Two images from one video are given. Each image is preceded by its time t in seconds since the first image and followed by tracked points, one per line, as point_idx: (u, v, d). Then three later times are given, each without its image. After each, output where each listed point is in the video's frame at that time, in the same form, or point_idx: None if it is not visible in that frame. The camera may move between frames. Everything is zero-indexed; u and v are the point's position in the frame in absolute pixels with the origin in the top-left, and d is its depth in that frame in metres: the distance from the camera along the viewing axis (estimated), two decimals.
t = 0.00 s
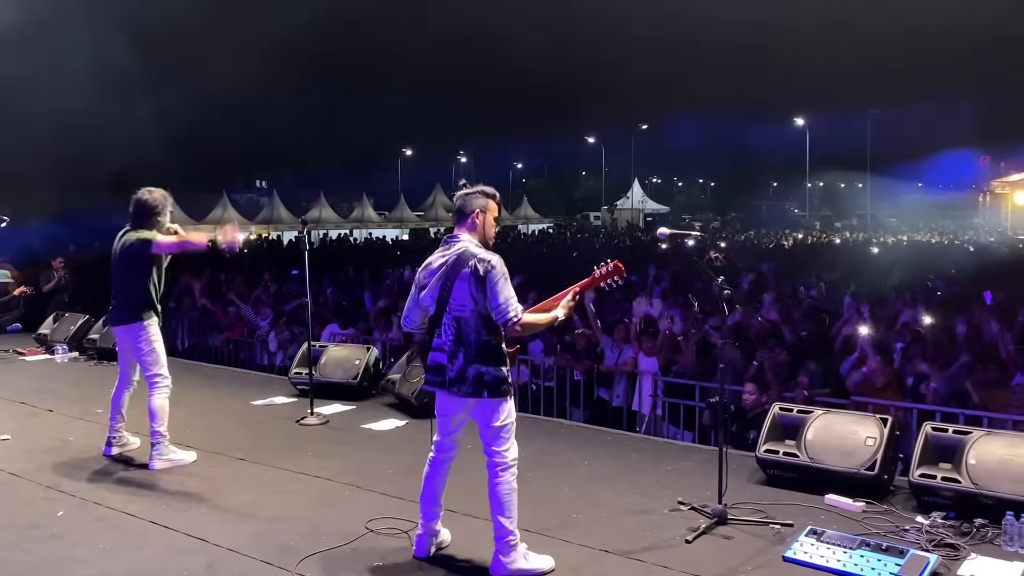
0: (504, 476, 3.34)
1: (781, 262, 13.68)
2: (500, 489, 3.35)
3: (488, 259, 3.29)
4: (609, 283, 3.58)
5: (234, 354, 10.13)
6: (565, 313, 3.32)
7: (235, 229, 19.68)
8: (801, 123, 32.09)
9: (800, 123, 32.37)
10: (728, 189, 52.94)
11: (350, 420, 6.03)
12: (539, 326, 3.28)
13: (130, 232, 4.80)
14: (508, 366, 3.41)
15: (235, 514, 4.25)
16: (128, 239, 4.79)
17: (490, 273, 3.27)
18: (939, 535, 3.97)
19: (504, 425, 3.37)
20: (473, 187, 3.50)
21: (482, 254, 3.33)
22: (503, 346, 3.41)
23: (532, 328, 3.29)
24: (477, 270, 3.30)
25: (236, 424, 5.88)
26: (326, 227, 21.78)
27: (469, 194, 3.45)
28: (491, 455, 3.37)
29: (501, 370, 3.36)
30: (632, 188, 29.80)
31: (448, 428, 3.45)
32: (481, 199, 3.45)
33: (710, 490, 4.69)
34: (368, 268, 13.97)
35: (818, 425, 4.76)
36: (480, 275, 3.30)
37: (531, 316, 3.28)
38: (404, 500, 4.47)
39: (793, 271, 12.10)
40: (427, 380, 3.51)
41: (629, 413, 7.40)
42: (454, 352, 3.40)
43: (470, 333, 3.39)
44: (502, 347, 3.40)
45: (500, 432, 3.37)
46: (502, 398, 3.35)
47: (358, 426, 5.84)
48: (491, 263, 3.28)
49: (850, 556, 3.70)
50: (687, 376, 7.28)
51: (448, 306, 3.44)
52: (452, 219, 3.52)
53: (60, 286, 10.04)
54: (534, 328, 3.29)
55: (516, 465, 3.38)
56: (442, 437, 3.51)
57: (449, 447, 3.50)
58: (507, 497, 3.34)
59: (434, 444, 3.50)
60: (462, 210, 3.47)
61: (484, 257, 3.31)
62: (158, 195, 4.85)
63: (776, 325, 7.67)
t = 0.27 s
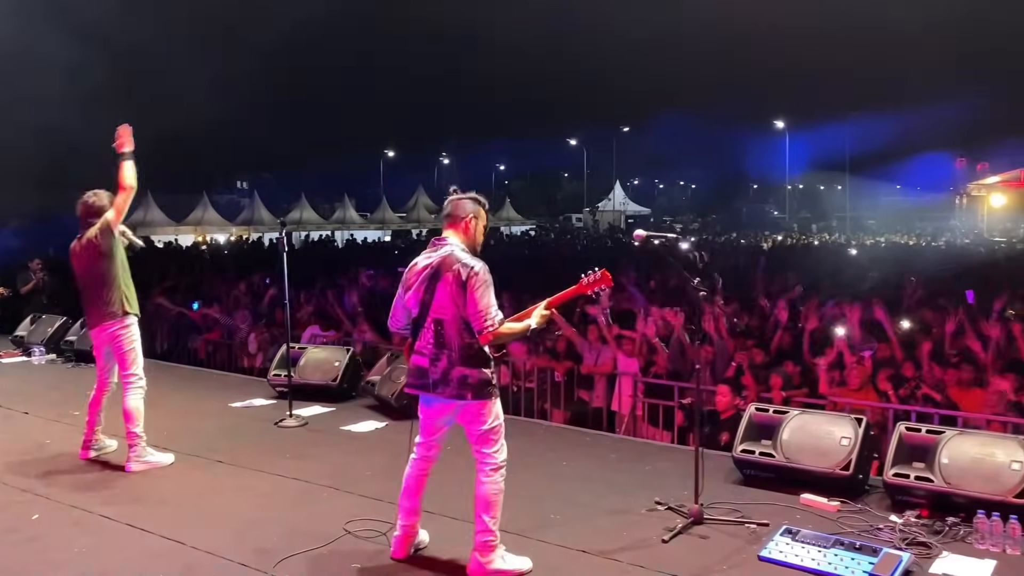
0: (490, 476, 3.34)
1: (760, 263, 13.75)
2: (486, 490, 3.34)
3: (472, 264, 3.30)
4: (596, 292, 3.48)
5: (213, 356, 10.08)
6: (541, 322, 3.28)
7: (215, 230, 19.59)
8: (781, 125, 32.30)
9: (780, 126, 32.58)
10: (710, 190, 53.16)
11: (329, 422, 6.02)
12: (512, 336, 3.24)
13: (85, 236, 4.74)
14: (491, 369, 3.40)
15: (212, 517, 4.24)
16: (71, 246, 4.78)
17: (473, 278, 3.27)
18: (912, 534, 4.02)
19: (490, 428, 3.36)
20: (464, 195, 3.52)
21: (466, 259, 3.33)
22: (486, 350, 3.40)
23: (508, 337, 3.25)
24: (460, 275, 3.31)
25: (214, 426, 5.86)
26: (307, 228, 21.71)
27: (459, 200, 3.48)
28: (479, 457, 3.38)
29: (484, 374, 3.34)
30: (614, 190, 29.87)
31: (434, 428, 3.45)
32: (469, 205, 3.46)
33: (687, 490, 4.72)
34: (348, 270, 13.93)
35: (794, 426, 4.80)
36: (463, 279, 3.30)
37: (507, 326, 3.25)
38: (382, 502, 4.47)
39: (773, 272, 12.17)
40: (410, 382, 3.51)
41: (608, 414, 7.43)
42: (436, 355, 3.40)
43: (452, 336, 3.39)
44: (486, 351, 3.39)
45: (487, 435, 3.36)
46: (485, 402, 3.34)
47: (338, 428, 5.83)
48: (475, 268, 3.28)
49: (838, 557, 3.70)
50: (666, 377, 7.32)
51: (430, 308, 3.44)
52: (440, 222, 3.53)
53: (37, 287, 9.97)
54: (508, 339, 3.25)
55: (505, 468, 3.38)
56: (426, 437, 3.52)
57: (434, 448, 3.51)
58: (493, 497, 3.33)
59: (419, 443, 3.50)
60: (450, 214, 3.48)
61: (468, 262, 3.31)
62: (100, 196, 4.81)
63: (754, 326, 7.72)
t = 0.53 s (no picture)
0: (460, 477, 3.34)
1: (736, 264, 13.84)
2: (457, 489, 3.34)
3: (451, 267, 3.30)
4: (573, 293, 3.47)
5: (188, 357, 10.03)
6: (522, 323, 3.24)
7: (191, 231, 19.46)
8: (758, 127, 32.53)
9: (757, 127, 32.80)
10: (687, 191, 53.42)
11: (304, 424, 6.01)
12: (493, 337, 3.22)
13: (47, 239, 4.66)
14: (466, 370, 3.42)
15: (186, 519, 4.22)
16: (31, 250, 4.67)
17: (452, 281, 3.28)
18: (882, 531, 4.06)
19: (462, 428, 3.37)
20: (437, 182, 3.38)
21: (445, 260, 3.33)
22: (462, 351, 3.42)
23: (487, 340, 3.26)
24: (439, 277, 3.31)
25: (189, 428, 5.83)
26: (284, 229, 21.61)
27: (435, 190, 3.36)
28: (450, 456, 3.38)
29: (459, 375, 3.36)
30: (593, 190, 29.92)
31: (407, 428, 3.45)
32: (443, 199, 3.37)
33: (661, 489, 4.76)
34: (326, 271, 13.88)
35: (767, 425, 4.84)
36: (442, 281, 3.30)
37: (486, 327, 3.24)
38: (357, 504, 4.47)
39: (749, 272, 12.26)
40: (384, 381, 3.51)
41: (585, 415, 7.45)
42: (412, 355, 3.41)
43: (428, 337, 3.40)
44: (461, 352, 3.41)
45: (459, 435, 3.37)
46: (459, 403, 3.36)
47: (313, 429, 5.82)
48: (454, 271, 3.29)
49: (811, 555, 3.74)
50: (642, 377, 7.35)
51: (408, 308, 3.43)
52: (413, 215, 3.44)
53: (9, 288, 9.86)
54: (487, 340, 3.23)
55: (476, 467, 3.38)
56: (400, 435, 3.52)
57: (408, 446, 3.51)
58: (463, 497, 3.33)
59: (392, 444, 3.51)
60: (425, 209, 3.39)
61: (447, 264, 3.31)
62: (57, 200, 4.76)
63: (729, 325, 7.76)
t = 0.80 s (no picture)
0: (422, 476, 3.34)
1: (704, 265, 13.93)
2: (419, 490, 3.35)
3: (418, 268, 3.30)
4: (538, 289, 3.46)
5: (154, 359, 9.92)
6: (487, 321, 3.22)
7: (157, 231, 19.23)
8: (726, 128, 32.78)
9: (725, 128, 33.05)
10: (657, 192, 53.71)
11: (271, 426, 5.97)
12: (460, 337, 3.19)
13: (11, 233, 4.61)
14: (430, 369, 3.43)
15: (150, 522, 4.17)
16: None
17: (419, 282, 3.28)
18: (845, 528, 4.12)
19: (425, 427, 3.37)
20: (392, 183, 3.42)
21: (412, 262, 3.33)
22: (426, 350, 3.42)
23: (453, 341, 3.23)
24: (405, 278, 3.30)
25: (154, 431, 5.76)
26: (253, 229, 21.43)
27: (393, 191, 3.38)
28: (412, 457, 3.38)
29: (423, 375, 3.37)
30: (563, 190, 29.97)
31: (369, 430, 3.45)
32: (401, 201, 3.40)
33: (628, 488, 4.78)
34: (294, 272, 13.79)
35: (733, 423, 4.88)
36: (409, 283, 3.30)
37: (453, 327, 3.21)
38: (324, 506, 4.44)
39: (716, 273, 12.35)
40: (348, 382, 3.49)
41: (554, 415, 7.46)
42: (376, 356, 3.39)
43: (393, 338, 3.39)
44: (426, 352, 3.41)
45: (420, 435, 3.37)
46: (423, 403, 3.37)
47: (280, 431, 5.78)
48: (421, 272, 3.29)
49: (775, 552, 3.77)
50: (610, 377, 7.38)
51: (372, 309, 3.42)
52: (370, 218, 3.44)
53: None
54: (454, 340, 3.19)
55: (438, 467, 3.38)
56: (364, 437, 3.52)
57: (371, 447, 3.51)
58: (426, 497, 3.33)
59: (354, 446, 3.50)
60: (381, 211, 3.40)
61: (414, 265, 3.31)
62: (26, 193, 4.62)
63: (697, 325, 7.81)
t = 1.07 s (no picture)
0: (390, 476, 3.34)
1: (670, 265, 14.03)
2: (385, 489, 3.34)
3: (378, 267, 3.28)
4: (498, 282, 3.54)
5: (116, 361, 9.80)
6: (448, 317, 3.32)
7: (119, 231, 18.97)
8: (692, 129, 32.98)
9: (691, 129, 33.27)
10: (624, 192, 53.95)
11: (234, 427, 5.92)
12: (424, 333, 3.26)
13: None
14: (395, 369, 3.42)
15: (109, 525, 4.12)
16: None
17: (380, 282, 3.26)
18: (805, 524, 4.17)
19: (390, 427, 3.37)
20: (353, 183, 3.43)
21: (372, 262, 3.31)
22: (390, 350, 3.41)
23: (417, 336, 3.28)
24: (366, 278, 3.28)
25: (114, 433, 5.70)
26: (217, 229, 21.21)
27: (353, 191, 3.39)
28: (377, 457, 3.37)
29: (389, 375, 3.36)
30: (530, 190, 29.97)
31: (334, 431, 3.43)
32: (362, 201, 3.40)
33: (592, 486, 4.80)
34: (259, 272, 13.67)
35: (695, 421, 4.92)
36: (370, 283, 3.28)
37: (417, 324, 3.27)
38: (287, 508, 4.42)
39: (682, 273, 12.43)
40: (312, 385, 3.46)
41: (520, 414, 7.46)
42: (340, 358, 3.37)
43: (357, 339, 3.37)
44: (390, 351, 3.40)
45: (386, 436, 3.37)
46: (389, 402, 3.36)
47: (243, 433, 5.73)
48: (382, 272, 3.27)
49: (737, 549, 3.80)
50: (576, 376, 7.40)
51: (334, 311, 3.39)
52: (330, 220, 3.43)
53: None
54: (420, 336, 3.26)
55: (404, 467, 3.38)
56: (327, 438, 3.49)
57: (334, 449, 3.48)
58: (393, 497, 3.33)
59: (319, 448, 3.48)
60: (341, 213, 3.40)
61: (374, 265, 3.29)
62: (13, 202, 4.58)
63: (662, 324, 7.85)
